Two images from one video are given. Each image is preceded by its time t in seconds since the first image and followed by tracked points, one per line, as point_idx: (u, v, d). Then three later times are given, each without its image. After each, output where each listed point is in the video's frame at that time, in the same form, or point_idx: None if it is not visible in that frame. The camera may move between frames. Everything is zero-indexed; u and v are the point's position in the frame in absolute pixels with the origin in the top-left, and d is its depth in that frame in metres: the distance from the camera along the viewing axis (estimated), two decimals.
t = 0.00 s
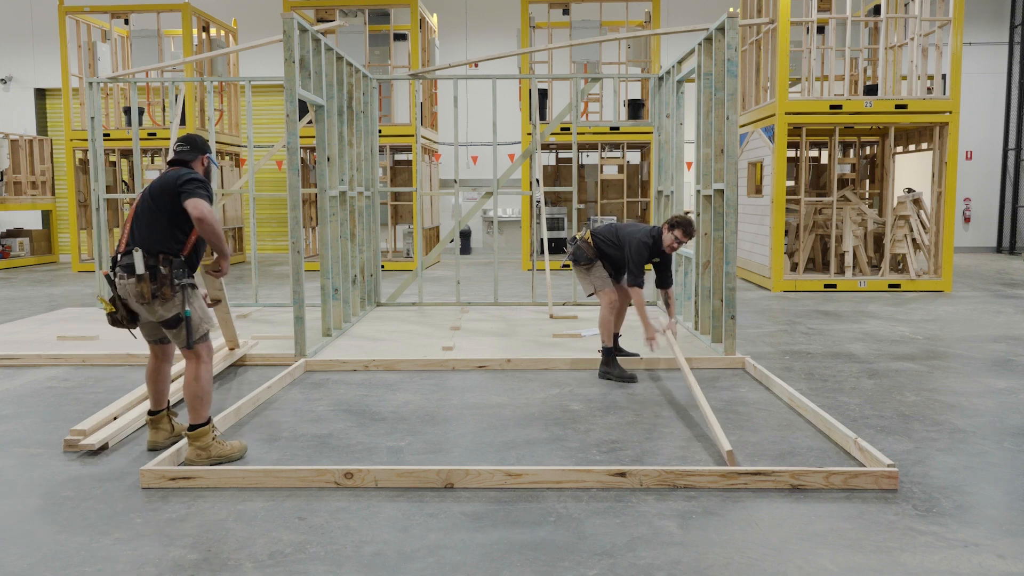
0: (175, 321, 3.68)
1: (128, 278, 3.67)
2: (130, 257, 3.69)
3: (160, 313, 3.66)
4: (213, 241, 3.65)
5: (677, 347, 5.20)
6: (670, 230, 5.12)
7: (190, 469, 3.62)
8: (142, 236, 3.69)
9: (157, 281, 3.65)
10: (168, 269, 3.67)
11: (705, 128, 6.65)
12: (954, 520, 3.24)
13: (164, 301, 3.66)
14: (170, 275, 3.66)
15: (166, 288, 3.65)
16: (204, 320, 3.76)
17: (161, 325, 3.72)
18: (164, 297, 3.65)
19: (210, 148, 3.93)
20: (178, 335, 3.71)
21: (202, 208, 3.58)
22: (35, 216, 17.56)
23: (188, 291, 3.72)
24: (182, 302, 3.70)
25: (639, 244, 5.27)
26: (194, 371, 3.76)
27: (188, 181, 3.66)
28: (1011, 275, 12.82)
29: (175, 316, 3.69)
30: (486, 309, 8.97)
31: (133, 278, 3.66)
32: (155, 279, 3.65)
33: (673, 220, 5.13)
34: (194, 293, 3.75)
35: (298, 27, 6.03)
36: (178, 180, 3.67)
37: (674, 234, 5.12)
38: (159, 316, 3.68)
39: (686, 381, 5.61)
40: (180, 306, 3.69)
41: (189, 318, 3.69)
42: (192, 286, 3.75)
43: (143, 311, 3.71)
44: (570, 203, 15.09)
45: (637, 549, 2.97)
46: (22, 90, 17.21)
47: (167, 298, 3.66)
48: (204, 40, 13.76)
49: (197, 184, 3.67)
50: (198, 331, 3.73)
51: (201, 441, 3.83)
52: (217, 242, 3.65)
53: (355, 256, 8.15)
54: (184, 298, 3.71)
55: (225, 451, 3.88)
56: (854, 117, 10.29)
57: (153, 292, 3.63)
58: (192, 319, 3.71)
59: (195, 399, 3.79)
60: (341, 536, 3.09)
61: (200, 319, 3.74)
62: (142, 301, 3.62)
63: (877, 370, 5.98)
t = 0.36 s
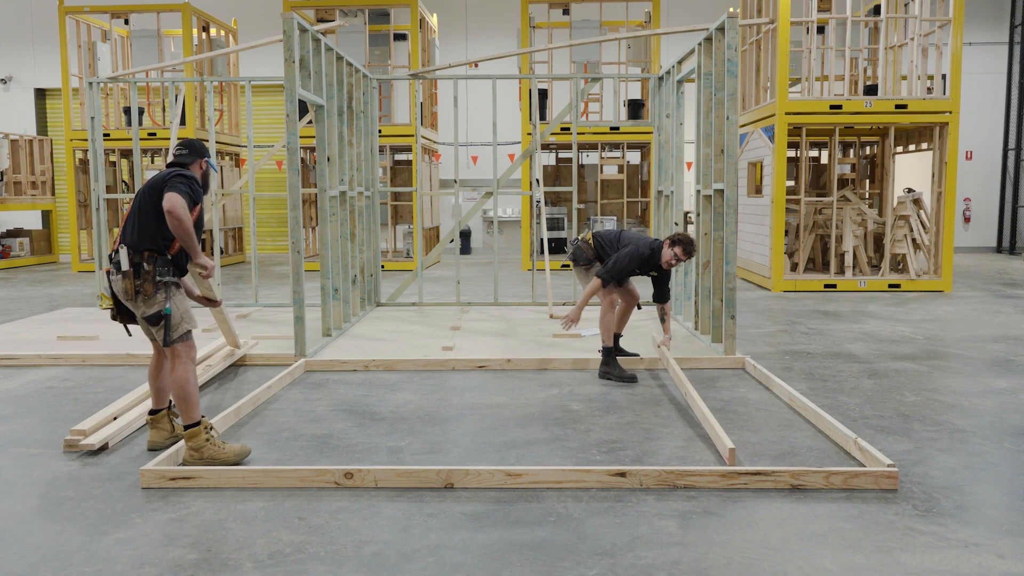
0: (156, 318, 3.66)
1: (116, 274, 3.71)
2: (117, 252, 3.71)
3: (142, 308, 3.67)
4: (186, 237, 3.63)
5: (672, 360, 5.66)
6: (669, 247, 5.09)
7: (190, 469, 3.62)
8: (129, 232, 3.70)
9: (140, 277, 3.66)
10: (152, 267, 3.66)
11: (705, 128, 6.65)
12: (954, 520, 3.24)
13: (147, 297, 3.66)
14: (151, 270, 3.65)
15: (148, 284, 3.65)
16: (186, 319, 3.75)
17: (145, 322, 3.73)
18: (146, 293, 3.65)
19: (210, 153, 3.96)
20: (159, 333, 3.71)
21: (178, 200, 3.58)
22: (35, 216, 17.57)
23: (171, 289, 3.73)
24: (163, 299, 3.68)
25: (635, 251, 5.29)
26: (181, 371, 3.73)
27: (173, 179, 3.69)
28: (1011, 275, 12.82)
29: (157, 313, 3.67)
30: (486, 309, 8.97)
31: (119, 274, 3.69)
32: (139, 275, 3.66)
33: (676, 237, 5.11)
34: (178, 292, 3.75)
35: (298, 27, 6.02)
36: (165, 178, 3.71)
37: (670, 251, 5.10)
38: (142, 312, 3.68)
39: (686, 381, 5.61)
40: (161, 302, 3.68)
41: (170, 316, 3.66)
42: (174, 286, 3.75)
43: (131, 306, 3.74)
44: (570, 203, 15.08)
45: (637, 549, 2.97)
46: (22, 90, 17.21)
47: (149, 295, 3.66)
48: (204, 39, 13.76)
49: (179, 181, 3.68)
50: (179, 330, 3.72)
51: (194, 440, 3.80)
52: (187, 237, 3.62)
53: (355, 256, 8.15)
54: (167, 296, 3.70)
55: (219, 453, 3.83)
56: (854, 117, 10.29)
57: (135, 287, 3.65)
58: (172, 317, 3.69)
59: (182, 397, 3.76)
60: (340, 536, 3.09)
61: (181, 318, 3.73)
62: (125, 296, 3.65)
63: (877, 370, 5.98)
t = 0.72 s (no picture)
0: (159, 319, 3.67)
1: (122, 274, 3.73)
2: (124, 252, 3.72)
3: (146, 310, 3.69)
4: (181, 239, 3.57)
5: (672, 361, 5.63)
6: (665, 247, 5.10)
7: (191, 469, 3.62)
8: (134, 231, 3.71)
9: (143, 279, 3.67)
10: (155, 269, 3.66)
11: (705, 128, 6.65)
12: (954, 520, 3.24)
13: (149, 299, 3.67)
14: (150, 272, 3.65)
15: (149, 286, 3.65)
16: (188, 321, 3.74)
17: (150, 323, 3.73)
18: (147, 295, 3.66)
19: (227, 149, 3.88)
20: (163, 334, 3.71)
21: (182, 207, 3.56)
22: (34, 216, 17.58)
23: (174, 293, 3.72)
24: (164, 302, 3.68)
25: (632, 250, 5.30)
26: (186, 373, 3.73)
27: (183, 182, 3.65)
28: (1011, 275, 12.83)
29: (159, 314, 3.68)
30: (486, 309, 8.98)
31: (124, 275, 3.71)
32: (142, 277, 3.68)
33: (671, 237, 5.12)
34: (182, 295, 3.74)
35: (298, 27, 6.02)
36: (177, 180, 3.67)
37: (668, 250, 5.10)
38: (145, 314, 3.70)
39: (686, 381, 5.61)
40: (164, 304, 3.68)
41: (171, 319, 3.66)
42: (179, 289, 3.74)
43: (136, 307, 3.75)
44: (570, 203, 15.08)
45: (636, 549, 2.97)
46: (22, 90, 17.21)
47: (151, 298, 3.66)
48: (204, 39, 13.76)
49: (189, 185, 3.64)
50: (181, 332, 3.72)
51: (193, 439, 3.77)
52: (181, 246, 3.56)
53: (355, 256, 8.15)
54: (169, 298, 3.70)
55: (219, 454, 3.80)
56: (854, 117, 10.29)
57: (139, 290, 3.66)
58: (174, 320, 3.70)
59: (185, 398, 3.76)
60: (341, 536, 3.09)
61: (184, 320, 3.73)
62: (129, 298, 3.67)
63: (877, 370, 5.98)
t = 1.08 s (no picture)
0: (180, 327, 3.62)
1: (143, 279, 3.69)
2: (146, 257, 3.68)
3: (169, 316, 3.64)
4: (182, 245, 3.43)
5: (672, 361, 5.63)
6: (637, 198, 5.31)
7: (191, 469, 3.62)
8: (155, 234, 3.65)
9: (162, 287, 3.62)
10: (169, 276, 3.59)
11: (705, 128, 6.65)
12: (954, 520, 3.24)
13: (169, 306, 3.63)
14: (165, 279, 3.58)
15: (168, 295, 3.62)
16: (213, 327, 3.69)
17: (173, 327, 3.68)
18: (167, 304, 3.62)
19: (250, 144, 3.73)
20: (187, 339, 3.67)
21: (180, 210, 3.40)
22: (34, 216, 17.58)
23: (194, 299, 3.65)
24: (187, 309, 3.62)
25: (611, 216, 5.64)
26: (208, 377, 3.74)
27: (188, 183, 3.53)
28: (1011, 275, 12.82)
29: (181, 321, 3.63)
30: (485, 309, 8.98)
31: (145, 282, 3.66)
32: (161, 284, 3.63)
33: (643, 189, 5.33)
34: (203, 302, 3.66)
35: (298, 27, 6.02)
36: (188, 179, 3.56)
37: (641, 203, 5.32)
38: (168, 319, 3.65)
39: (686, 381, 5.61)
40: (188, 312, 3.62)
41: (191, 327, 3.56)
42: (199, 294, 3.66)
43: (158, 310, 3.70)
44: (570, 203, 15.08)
45: (637, 549, 2.97)
46: (22, 90, 17.21)
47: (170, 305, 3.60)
48: (204, 39, 13.75)
49: (194, 188, 3.51)
50: (204, 338, 3.65)
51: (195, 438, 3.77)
52: (184, 252, 3.42)
53: (355, 256, 8.15)
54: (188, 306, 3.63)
55: (220, 455, 3.79)
56: (854, 117, 10.29)
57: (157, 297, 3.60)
58: (198, 327, 3.64)
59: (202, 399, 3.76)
60: (341, 536, 3.10)
61: (205, 327, 3.65)
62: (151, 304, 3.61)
63: (877, 370, 5.98)
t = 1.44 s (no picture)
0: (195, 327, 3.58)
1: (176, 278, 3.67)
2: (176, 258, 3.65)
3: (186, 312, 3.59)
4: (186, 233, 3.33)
5: (671, 361, 5.63)
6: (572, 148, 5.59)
7: (191, 468, 3.62)
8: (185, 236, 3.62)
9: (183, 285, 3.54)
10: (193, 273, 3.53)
11: (705, 128, 6.65)
12: (954, 520, 3.24)
13: (189, 304, 3.55)
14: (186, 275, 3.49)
15: (188, 293, 3.52)
16: (225, 331, 3.60)
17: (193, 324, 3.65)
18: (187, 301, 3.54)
19: (270, 128, 3.72)
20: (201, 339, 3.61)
21: (182, 195, 3.33)
22: (34, 216, 17.57)
23: (215, 299, 3.59)
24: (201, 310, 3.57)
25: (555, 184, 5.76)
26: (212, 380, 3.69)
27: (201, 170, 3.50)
28: (1011, 275, 12.83)
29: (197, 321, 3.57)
30: (485, 309, 8.98)
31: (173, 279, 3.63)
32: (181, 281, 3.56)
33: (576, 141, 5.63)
34: (225, 302, 3.61)
35: (298, 27, 6.02)
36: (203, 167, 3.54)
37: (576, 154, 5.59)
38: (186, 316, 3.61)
39: (686, 381, 5.61)
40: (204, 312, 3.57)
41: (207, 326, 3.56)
42: (220, 293, 3.61)
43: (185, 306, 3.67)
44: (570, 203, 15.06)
45: (636, 549, 2.97)
46: (22, 90, 17.21)
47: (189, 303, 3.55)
48: (204, 39, 13.75)
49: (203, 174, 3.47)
50: (218, 342, 3.59)
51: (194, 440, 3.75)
52: (188, 236, 3.32)
53: (355, 256, 8.16)
54: (208, 305, 3.58)
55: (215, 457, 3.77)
56: (854, 117, 10.29)
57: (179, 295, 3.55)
58: (212, 327, 3.58)
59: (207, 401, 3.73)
60: (341, 536, 3.10)
61: (221, 328, 3.59)
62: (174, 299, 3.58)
63: (877, 370, 5.98)
